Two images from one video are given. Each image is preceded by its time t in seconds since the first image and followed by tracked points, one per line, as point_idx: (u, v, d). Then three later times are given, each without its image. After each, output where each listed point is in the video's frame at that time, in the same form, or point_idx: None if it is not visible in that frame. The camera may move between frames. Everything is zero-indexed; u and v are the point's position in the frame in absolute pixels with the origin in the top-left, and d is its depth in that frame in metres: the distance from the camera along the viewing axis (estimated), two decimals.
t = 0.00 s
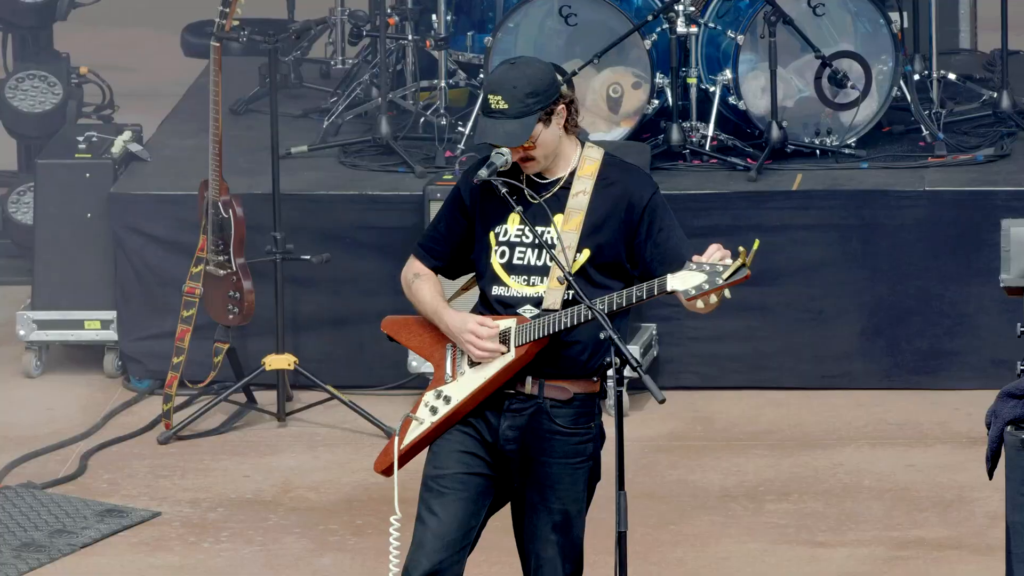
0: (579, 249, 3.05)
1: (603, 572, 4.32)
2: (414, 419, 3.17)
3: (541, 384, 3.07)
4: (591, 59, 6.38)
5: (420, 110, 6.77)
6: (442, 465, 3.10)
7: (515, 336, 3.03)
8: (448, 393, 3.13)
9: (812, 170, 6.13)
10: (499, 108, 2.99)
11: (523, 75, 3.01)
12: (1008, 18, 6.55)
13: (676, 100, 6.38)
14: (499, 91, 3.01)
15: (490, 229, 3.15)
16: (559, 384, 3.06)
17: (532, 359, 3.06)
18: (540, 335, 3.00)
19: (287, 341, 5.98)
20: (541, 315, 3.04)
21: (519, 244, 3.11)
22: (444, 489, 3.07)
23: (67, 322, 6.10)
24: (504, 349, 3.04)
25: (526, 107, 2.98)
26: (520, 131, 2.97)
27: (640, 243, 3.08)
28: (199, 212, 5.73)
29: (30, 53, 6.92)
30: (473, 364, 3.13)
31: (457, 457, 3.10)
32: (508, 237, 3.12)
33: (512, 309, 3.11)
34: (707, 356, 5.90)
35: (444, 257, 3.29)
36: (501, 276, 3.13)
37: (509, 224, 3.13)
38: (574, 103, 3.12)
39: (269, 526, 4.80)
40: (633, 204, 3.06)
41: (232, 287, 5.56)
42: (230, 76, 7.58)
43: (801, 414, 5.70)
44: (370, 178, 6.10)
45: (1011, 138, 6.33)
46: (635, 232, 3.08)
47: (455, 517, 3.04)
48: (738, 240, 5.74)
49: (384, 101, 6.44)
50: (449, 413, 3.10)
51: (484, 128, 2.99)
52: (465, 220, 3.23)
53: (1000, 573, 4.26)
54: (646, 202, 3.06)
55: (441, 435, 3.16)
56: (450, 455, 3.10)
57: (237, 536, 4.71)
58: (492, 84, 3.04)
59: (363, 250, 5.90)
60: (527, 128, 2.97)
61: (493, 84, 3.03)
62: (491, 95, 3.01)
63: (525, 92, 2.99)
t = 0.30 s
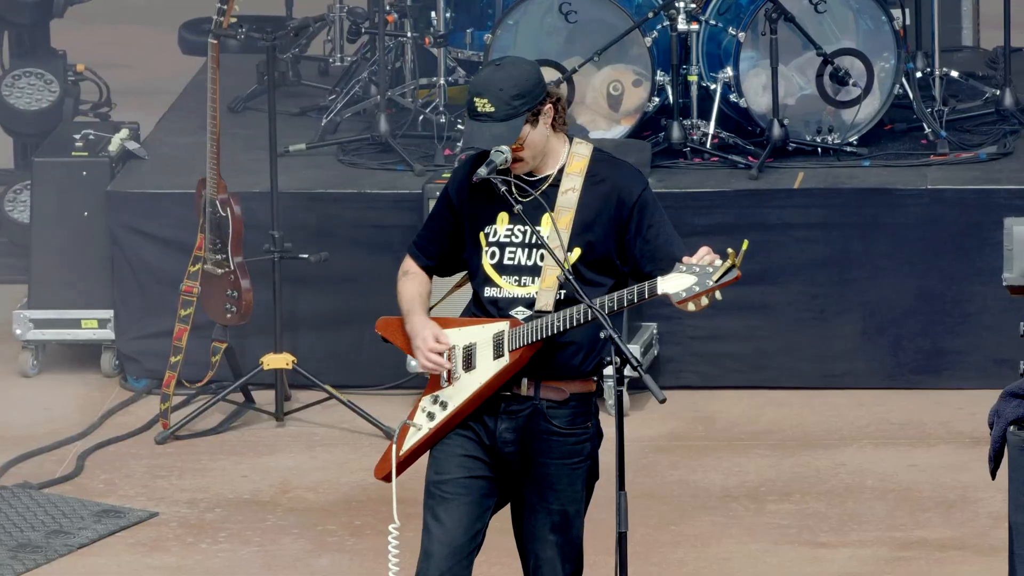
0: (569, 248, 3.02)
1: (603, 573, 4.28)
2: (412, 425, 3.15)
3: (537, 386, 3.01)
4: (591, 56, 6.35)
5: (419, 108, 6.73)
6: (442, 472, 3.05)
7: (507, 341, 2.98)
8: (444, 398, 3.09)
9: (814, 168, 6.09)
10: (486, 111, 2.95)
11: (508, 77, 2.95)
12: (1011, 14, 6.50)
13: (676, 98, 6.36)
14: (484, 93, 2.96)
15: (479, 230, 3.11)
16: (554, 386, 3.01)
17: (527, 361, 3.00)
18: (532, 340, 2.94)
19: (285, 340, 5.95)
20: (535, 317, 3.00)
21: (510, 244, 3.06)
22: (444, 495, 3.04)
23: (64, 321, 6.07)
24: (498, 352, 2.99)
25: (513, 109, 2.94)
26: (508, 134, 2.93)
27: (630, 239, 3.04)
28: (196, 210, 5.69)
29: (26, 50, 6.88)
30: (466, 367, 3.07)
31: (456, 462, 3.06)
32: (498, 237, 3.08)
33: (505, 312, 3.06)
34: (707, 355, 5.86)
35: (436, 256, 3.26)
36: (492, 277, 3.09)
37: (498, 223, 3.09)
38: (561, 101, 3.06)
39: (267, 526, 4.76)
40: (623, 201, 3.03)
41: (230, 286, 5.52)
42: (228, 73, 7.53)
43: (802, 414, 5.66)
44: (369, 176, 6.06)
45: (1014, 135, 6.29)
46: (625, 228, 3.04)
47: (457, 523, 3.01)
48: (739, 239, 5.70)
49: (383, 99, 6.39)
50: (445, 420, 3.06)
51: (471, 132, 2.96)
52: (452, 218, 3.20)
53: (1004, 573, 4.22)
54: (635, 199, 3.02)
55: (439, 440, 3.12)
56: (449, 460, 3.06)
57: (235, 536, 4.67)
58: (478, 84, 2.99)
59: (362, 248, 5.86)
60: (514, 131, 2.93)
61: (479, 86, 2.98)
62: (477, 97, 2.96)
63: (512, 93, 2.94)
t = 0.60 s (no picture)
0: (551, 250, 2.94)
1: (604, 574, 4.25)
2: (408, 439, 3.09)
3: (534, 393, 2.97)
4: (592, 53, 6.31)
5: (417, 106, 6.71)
6: (443, 482, 3.01)
7: (500, 353, 2.92)
8: (439, 411, 3.02)
9: (815, 166, 6.05)
10: (441, 128, 2.88)
11: (462, 90, 2.88)
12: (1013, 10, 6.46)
13: (677, 96, 6.33)
14: (438, 109, 2.89)
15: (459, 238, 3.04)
16: (551, 391, 2.97)
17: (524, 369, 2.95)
18: (525, 351, 2.88)
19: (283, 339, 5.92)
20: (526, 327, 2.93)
21: (492, 252, 2.99)
22: (446, 506, 2.99)
23: (60, 320, 6.03)
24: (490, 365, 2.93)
25: (468, 124, 2.87)
26: (465, 150, 2.86)
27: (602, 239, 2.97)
28: (193, 208, 5.65)
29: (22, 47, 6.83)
30: (460, 379, 3.01)
31: (457, 472, 3.01)
32: (479, 246, 3.00)
33: (496, 322, 3.00)
34: (708, 354, 5.83)
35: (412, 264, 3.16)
36: (476, 286, 3.01)
37: (476, 233, 3.01)
38: (525, 104, 2.98)
39: (264, 526, 4.73)
40: (594, 200, 2.95)
41: (228, 285, 5.49)
42: (224, 70, 7.48)
43: (803, 413, 5.63)
44: (366, 174, 6.03)
45: (1017, 133, 6.26)
46: (597, 227, 2.97)
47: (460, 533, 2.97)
48: (735, 242, 5.67)
49: (382, 96, 6.36)
50: (443, 433, 3.00)
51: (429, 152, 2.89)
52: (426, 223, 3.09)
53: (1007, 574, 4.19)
54: (606, 198, 2.95)
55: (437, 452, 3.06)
56: (448, 471, 3.01)
57: (232, 537, 4.63)
58: (432, 99, 2.92)
59: (360, 247, 5.82)
60: (471, 144, 2.86)
61: (433, 101, 2.92)
62: (432, 114, 2.90)
63: (466, 106, 2.87)
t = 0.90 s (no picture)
0: (511, 256, 2.92)
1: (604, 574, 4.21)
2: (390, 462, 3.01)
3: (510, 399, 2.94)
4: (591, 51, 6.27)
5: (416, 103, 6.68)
6: (426, 500, 3.00)
7: (474, 368, 2.91)
8: (419, 431, 2.97)
9: (816, 164, 6.01)
10: (394, 149, 2.82)
11: (406, 108, 2.84)
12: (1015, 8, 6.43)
13: (677, 93, 6.29)
14: (386, 131, 2.83)
15: (417, 256, 2.99)
16: (528, 394, 2.95)
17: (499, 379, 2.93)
18: (499, 363, 2.89)
19: (281, 338, 5.88)
20: (496, 339, 2.91)
21: (453, 266, 2.96)
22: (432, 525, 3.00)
23: (57, 319, 5.99)
24: (466, 381, 2.91)
25: (421, 140, 2.82)
26: (422, 166, 2.81)
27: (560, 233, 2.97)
28: (190, 206, 5.61)
29: (17, 44, 6.78)
30: (437, 397, 2.96)
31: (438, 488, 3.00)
32: (439, 262, 2.97)
33: (467, 335, 2.98)
34: (708, 354, 5.80)
35: (365, 285, 3.07)
36: (441, 301, 2.99)
37: (434, 248, 2.97)
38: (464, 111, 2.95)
39: (261, 527, 4.69)
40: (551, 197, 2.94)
41: (225, 284, 5.46)
42: (221, 68, 7.44)
43: (804, 413, 5.59)
44: (365, 172, 5.99)
45: (1019, 131, 6.23)
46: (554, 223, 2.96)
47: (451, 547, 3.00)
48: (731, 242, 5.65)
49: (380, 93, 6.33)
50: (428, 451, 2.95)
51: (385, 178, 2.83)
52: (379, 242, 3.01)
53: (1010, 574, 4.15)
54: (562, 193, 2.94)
55: (419, 472, 3.01)
56: (431, 489, 3.00)
57: (230, 537, 4.60)
58: (376, 123, 2.87)
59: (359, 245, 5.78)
60: (427, 160, 2.82)
61: (378, 125, 2.86)
62: (380, 138, 2.84)
63: (413, 121, 2.82)
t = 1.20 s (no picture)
0: (499, 255, 2.90)
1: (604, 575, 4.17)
2: (388, 475, 2.97)
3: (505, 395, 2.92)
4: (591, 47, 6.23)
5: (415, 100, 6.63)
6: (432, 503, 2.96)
7: (472, 373, 2.89)
8: (417, 440, 2.94)
9: (818, 162, 5.97)
10: (382, 136, 2.75)
11: (392, 95, 2.78)
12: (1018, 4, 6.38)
13: (677, 91, 6.25)
14: (374, 120, 2.77)
15: (400, 262, 2.95)
16: (522, 382, 2.92)
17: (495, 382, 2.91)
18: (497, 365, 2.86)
19: (278, 337, 5.84)
20: (490, 339, 2.89)
21: (439, 269, 2.92)
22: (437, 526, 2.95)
23: (53, 318, 5.94)
24: (464, 385, 2.90)
25: (409, 126, 2.77)
26: (414, 150, 2.75)
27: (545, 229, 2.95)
28: (188, 204, 5.57)
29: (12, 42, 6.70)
30: (432, 404, 2.94)
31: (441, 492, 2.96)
32: (424, 266, 2.92)
33: (460, 338, 2.95)
34: (708, 353, 5.76)
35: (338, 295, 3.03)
36: (428, 306, 2.94)
37: (419, 253, 2.93)
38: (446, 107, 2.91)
39: (259, 527, 4.65)
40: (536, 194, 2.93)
41: (222, 282, 5.43)
42: (217, 65, 7.39)
43: (806, 412, 5.55)
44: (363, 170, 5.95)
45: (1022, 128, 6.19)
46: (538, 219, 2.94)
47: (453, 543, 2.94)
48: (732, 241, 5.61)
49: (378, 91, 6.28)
50: (427, 460, 2.92)
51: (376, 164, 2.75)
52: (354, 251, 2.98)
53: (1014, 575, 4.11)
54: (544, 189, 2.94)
55: (421, 481, 2.97)
56: (436, 495, 2.95)
57: (227, 538, 4.56)
58: (361, 115, 2.81)
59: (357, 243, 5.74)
60: (417, 146, 2.76)
61: (363, 115, 2.80)
62: (367, 126, 2.77)
63: (400, 107, 2.77)
